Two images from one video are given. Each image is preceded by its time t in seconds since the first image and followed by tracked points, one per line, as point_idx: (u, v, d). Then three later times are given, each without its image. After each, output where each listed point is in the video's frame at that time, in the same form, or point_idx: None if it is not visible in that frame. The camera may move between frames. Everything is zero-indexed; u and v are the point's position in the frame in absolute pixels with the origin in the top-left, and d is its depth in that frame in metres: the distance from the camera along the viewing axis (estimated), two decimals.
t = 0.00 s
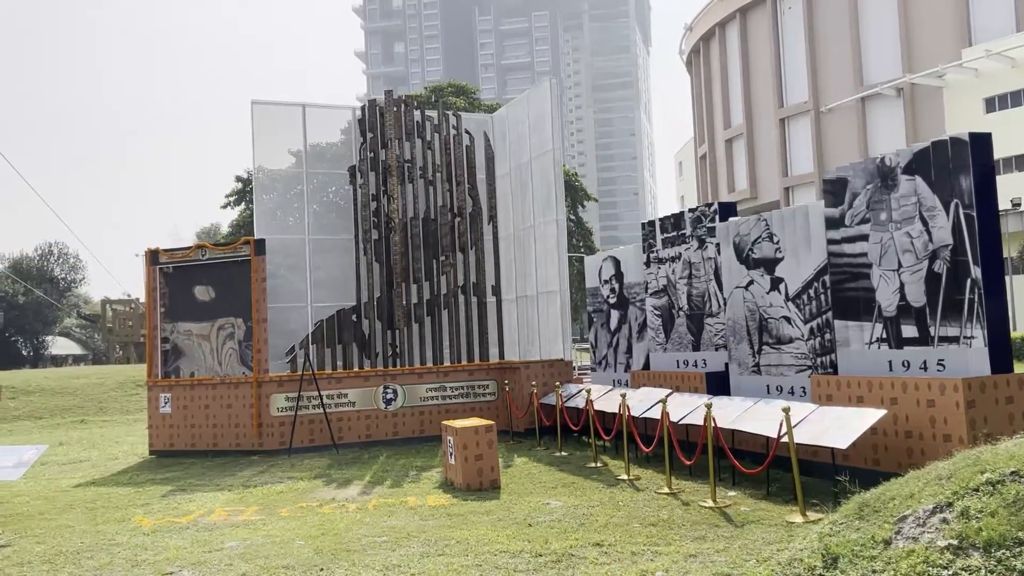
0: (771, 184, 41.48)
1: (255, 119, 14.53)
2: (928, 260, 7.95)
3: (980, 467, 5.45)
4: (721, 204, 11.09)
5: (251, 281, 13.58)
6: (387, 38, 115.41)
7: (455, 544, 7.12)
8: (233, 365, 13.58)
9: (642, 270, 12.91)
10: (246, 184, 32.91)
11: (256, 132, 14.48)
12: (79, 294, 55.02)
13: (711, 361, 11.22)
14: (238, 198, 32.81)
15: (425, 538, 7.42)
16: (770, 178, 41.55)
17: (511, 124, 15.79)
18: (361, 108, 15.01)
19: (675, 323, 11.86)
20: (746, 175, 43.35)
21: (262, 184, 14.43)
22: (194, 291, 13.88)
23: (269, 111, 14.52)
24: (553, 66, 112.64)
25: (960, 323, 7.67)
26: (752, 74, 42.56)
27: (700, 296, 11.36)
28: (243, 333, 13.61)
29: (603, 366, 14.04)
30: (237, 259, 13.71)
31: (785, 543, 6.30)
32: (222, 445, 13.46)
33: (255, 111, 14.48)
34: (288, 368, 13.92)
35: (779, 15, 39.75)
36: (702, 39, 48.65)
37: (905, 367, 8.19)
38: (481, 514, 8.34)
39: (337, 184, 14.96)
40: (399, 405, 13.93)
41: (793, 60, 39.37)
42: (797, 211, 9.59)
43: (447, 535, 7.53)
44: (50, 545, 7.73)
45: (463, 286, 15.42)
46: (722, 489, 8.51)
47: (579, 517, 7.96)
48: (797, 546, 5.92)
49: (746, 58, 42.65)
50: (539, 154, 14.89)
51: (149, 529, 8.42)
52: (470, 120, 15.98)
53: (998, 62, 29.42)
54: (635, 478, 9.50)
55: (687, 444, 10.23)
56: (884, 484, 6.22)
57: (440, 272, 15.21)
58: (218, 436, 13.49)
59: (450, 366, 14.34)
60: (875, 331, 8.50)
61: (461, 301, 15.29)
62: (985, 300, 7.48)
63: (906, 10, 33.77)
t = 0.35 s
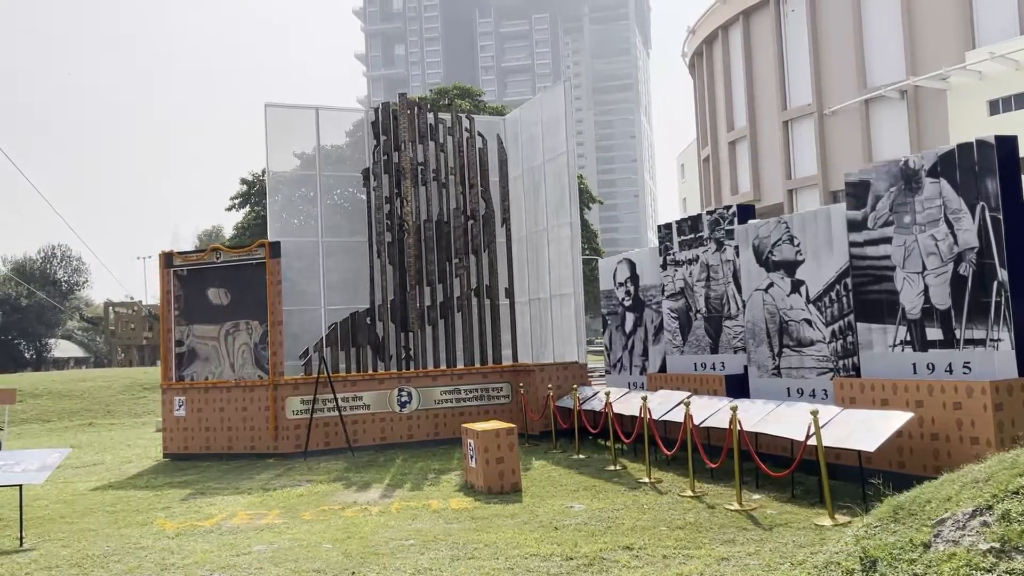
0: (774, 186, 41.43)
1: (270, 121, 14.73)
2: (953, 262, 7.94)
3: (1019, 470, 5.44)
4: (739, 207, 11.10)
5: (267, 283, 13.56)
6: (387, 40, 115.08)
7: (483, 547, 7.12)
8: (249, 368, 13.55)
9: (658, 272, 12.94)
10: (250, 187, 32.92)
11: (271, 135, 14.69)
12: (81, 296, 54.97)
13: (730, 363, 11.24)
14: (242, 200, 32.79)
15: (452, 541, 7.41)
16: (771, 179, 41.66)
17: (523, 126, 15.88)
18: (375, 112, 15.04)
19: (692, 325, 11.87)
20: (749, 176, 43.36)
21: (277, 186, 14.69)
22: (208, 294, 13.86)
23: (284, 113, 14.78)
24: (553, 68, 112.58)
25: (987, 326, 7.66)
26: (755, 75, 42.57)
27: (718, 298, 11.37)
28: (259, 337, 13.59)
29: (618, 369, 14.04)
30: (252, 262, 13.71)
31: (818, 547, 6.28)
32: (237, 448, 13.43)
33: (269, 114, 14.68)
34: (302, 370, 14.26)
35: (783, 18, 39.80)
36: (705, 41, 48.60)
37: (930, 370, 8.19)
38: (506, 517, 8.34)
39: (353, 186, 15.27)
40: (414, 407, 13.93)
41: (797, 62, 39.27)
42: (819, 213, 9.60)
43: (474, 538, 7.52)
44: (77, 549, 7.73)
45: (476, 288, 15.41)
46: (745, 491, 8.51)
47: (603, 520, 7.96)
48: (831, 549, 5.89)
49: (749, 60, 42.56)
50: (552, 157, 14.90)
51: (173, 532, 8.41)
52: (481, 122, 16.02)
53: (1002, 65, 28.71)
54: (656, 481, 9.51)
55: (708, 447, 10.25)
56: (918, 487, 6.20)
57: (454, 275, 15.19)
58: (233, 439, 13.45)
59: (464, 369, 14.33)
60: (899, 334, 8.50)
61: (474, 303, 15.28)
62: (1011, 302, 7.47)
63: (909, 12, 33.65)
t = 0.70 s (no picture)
0: (767, 187, 41.46)
1: (272, 120, 14.78)
2: (965, 262, 7.99)
3: None
4: (746, 207, 11.13)
5: (271, 283, 13.52)
6: (377, 40, 114.66)
7: (500, 547, 7.11)
8: (253, 368, 13.51)
9: (663, 273, 12.98)
10: (244, 187, 32.77)
11: (272, 134, 14.74)
12: (72, 297, 54.59)
13: (736, 363, 11.28)
14: (236, 200, 32.62)
15: (467, 541, 7.40)
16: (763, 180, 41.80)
17: (525, 126, 15.88)
18: (378, 113, 15.02)
19: (698, 325, 11.90)
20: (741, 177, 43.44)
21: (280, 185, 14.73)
22: (211, 295, 13.83)
23: (286, 113, 14.83)
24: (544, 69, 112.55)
25: (998, 325, 7.70)
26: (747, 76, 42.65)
27: (724, 299, 11.41)
28: (263, 337, 13.55)
29: (621, 369, 14.07)
30: (255, 262, 13.67)
31: (836, 546, 6.29)
32: (240, 448, 13.38)
33: (271, 113, 14.74)
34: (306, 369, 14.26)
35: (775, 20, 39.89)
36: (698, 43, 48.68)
37: (941, 369, 8.23)
38: (519, 516, 8.33)
39: (355, 186, 15.31)
40: (417, 407, 13.91)
41: (790, 63, 39.31)
42: (827, 213, 9.64)
43: (489, 538, 7.51)
44: (90, 551, 7.69)
45: (480, 289, 15.41)
46: (757, 490, 8.54)
47: (617, 520, 7.97)
48: (852, 548, 5.90)
49: (742, 61, 42.63)
50: (555, 157, 14.91)
51: (184, 533, 8.37)
52: (483, 123, 16.05)
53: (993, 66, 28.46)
54: (665, 481, 9.53)
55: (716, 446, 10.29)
56: (937, 486, 6.22)
57: (457, 275, 15.19)
58: (236, 440, 13.41)
59: (467, 369, 14.32)
60: (909, 333, 8.55)
61: (477, 304, 15.27)
62: None
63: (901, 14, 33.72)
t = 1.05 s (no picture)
0: (750, 186, 41.66)
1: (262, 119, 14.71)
2: (961, 261, 8.08)
3: None
4: (740, 207, 11.20)
5: (263, 283, 13.40)
6: (358, 38, 114.10)
7: (505, 547, 7.12)
8: (245, 369, 13.43)
9: (656, 272, 13.04)
10: (227, 186, 32.55)
11: (262, 132, 14.67)
12: (50, 297, 53.93)
13: (731, 361, 11.35)
14: (219, 199, 32.40)
15: (471, 541, 7.40)
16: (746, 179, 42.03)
17: (517, 126, 15.90)
18: (369, 112, 14.98)
19: (691, 324, 11.96)
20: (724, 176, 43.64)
21: (269, 183, 14.72)
22: (202, 295, 13.73)
23: (277, 112, 14.77)
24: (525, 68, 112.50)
25: (995, 323, 7.79)
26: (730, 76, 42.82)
27: (718, 298, 11.47)
28: (255, 337, 13.47)
29: (614, 368, 14.11)
30: (247, 262, 13.55)
31: (841, 543, 6.33)
32: (232, 449, 13.29)
33: (262, 112, 14.65)
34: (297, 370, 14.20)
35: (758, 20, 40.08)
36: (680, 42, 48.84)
37: (937, 368, 8.31)
38: (521, 516, 8.34)
39: (347, 184, 15.32)
40: (410, 407, 13.89)
41: (772, 63, 39.49)
42: (822, 212, 9.72)
43: (492, 537, 7.52)
44: (89, 554, 7.62)
45: (472, 288, 15.40)
46: (756, 487, 8.60)
47: (618, 519, 7.99)
48: (858, 545, 5.95)
49: (725, 60, 42.80)
50: (547, 157, 14.92)
51: (183, 536, 8.31)
52: (475, 123, 16.07)
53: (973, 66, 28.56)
54: (663, 479, 9.58)
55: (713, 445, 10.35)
56: (941, 483, 6.28)
57: (449, 275, 15.16)
58: (228, 441, 13.31)
59: (460, 368, 14.30)
60: (905, 332, 8.63)
61: (469, 304, 15.25)
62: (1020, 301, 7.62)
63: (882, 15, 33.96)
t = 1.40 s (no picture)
0: (732, 182, 41.87)
1: (251, 114, 14.80)
2: (953, 256, 8.17)
3: None
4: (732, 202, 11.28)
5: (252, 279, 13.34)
6: (338, 34, 113.50)
7: (505, 541, 7.14)
8: (235, 365, 13.38)
9: (648, 267, 13.12)
10: (210, 182, 32.35)
11: (250, 127, 14.77)
12: (28, 296, 53.24)
13: (722, 356, 11.44)
14: (201, 196, 32.18)
15: (471, 535, 7.41)
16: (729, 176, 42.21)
17: (506, 122, 15.92)
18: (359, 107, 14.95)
19: (683, 319, 12.03)
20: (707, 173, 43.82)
21: (258, 179, 14.77)
22: (191, 291, 13.66)
23: (265, 107, 14.86)
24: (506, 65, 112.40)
25: (987, 317, 7.89)
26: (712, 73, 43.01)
27: (710, 293, 11.54)
28: (245, 334, 13.41)
29: (604, 363, 14.16)
30: (236, 258, 13.49)
31: (840, 534, 6.40)
32: (223, 446, 13.24)
33: (251, 107, 14.77)
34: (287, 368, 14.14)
35: (740, 17, 40.26)
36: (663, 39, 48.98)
37: (930, 361, 8.41)
38: (518, 510, 8.37)
39: (336, 181, 15.39)
40: (402, 403, 13.87)
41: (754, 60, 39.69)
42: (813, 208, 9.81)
43: (492, 531, 7.54)
44: (86, 551, 7.58)
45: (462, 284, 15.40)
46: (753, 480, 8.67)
47: (616, 512, 8.04)
48: (858, 535, 6.01)
49: (707, 57, 42.99)
50: (537, 153, 14.94)
51: (179, 532, 8.27)
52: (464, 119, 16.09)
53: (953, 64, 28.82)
54: (659, 473, 9.63)
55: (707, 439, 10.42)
56: (939, 474, 6.35)
57: (439, 270, 15.15)
58: (218, 438, 13.26)
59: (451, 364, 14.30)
60: (898, 326, 8.73)
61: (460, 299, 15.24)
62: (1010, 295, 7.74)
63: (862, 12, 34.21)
